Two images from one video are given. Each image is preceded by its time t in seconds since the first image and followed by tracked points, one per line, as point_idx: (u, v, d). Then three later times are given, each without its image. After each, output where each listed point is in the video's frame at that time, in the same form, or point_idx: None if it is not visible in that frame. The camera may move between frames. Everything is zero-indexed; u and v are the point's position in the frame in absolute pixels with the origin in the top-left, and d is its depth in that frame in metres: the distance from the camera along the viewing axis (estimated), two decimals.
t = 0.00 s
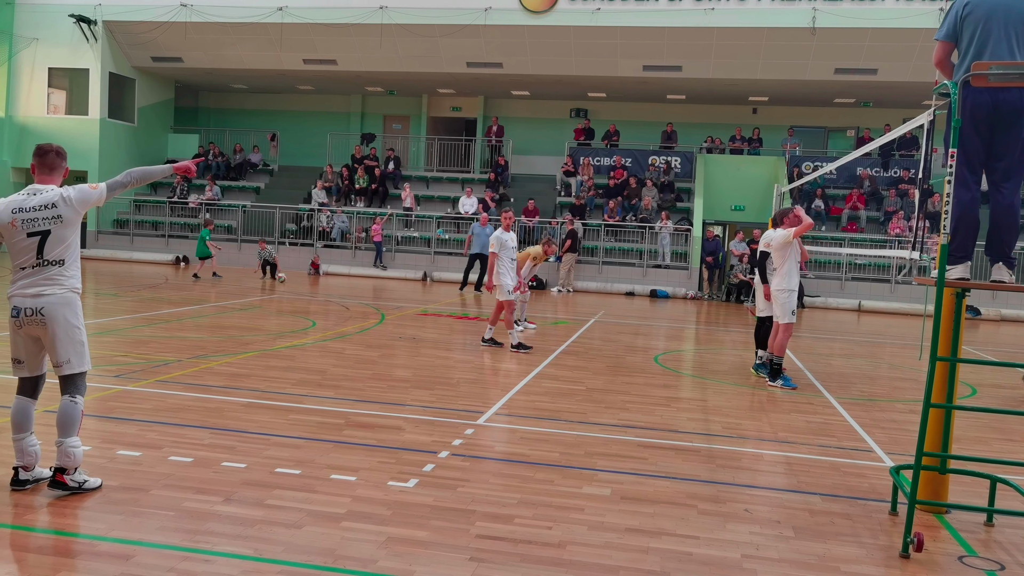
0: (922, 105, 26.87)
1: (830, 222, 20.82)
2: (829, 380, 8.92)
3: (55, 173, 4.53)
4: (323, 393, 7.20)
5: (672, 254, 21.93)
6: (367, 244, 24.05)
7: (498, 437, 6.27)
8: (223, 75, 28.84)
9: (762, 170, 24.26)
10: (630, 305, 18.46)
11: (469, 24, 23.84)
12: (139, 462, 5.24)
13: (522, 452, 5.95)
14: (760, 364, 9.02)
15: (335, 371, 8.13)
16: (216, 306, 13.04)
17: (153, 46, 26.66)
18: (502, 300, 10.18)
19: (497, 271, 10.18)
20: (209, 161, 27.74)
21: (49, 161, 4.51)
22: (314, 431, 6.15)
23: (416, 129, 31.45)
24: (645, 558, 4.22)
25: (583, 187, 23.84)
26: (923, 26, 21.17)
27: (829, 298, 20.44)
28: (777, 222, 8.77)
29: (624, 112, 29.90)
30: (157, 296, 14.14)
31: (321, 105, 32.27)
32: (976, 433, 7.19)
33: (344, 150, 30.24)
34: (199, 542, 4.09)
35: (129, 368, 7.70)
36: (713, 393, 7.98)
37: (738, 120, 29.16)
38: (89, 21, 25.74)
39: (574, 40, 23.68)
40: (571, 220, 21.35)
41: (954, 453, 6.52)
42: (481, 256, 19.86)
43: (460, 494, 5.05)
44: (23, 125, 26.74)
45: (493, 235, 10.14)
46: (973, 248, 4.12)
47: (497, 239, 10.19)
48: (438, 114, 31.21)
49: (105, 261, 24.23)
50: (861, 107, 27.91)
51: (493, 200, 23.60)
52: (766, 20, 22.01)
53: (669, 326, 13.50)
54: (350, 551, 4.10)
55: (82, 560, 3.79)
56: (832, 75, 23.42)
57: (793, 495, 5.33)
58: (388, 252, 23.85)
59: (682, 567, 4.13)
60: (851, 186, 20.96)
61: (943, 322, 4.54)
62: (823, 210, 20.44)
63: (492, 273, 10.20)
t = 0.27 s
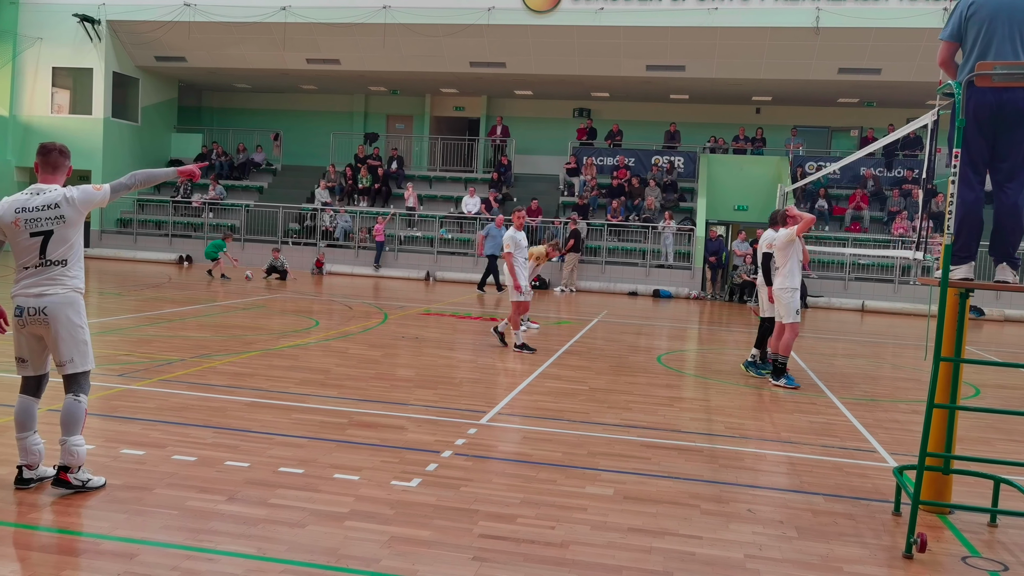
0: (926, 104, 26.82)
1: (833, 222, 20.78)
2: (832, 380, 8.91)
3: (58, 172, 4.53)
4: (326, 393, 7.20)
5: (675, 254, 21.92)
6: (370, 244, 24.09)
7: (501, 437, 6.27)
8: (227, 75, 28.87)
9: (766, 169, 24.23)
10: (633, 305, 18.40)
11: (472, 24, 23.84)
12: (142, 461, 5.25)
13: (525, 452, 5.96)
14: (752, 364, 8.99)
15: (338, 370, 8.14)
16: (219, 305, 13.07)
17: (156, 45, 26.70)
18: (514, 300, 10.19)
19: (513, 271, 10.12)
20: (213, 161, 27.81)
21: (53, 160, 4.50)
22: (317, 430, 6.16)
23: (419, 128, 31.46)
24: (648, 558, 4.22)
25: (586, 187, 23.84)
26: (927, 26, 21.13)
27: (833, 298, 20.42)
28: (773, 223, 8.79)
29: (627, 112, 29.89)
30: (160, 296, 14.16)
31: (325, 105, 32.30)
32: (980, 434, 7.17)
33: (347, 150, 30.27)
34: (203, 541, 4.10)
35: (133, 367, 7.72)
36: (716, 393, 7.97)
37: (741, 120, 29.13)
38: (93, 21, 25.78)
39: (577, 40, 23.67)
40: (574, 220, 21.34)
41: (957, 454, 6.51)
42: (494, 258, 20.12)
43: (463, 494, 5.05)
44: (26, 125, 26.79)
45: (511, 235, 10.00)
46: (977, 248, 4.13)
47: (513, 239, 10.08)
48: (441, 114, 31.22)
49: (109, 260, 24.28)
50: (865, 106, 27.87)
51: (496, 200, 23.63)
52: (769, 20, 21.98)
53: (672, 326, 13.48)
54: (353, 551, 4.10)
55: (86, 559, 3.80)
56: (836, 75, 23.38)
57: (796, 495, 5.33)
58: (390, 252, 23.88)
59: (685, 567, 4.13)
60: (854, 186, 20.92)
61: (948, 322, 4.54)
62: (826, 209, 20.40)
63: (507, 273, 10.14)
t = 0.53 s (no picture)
0: (930, 104, 26.78)
1: (836, 222, 20.75)
2: (836, 380, 8.90)
3: (62, 171, 4.53)
4: (329, 392, 7.20)
5: (678, 253, 21.92)
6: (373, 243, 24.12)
7: (504, 436, 6.27)
8: (230, 74, 28.88)
9: (769, 169, 24.21)
10: (637, 304, 18.27)
11: (476, 23, 23.83)
12: (145, 460, 5.26)
13: (528, 451, 5.96)
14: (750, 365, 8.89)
15: (341, 369, 8.14)
16: (223, 304, 13.08)
17: (160, 44, 26.72)
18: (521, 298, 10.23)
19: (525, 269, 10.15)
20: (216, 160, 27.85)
21: (55, 159, 4.49)
22: (320, 429, 6.16)
23: (422, 128, 31.47)
24: (651, 558, 4.22)
25: (589, 186, 23.84)
26: (931, 25, 21.10)
27: (836, 298, 20.39)
28: (772, 222, 8.82)
29: (630, 111, 29.87)
30: (163, 295, 14.17)
31: (328, 104, 32.31)
32: (984, 434, 7.15)
33: (350, 149, 30.27)
34: (206, 540, 4.10)
35: (136, 365, 7.73)
36: (719, 393, 7.96)
37: (745, 119, 29.10)
38: (96, 20, 25.79)
39: (581, 39, 23.66)
40: (577, 220, 21.32)
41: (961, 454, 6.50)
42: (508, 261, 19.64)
43: (466, 493, 5.05)
44: (30, 124, 26.83)
45: (522, 234, 9.95)
46: (981, 248, 4.10)
47: (523, 238, 10.03)
48: (445, 113, 31.22)
49: (112, 259, 24.31)
50: (869, 106, 27.83)
51: (499, 200, 23.65)
52: (773, 19, 21.96)
53: (675, 325, 13.47)
54: (357, 549, 4.10)
55: (90, 557, 3.80)
56: (840, 74, 23.35)
57: (799, 495, 5.32)
58: (393, 251, 23.91)
59: (688, 567, 4.12)
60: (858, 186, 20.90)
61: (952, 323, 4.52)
62: (830, 209, 20.37)
63: (519, 272, 10.13)
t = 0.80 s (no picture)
0: (936, 103, 26.72)
1: (842, 222, 20.70)
2: (841, 380, 8.88)
3: (65, 170, 4.51)
4: (334, 391, 7.21)
5: (683, 253, 21.89)
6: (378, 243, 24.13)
7: (509, 435, 6.27)
8: (236, 74, 28.90)
9: (775, 169, 24.19)
10: (642, 305, 18.21)
11: (481, 23, 23.84)
12: (151, 459, 5.27)
13: (533, 450, 5.95)
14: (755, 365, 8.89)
15: (346, 369, 8.15)
16: (228, 303, 13.10)
17: (166, 44, 26.77)
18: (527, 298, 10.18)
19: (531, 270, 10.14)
20: (221, 160, 27.91)
21: (61, 158, 4.46)
22: (325, 429, 6.17)
23: (427, 128, 31.48)
24: (657, 558, 4.21)
25: (594, 186, 23.83)
26: (937, 24, 21.04)
27: (842, 298, 20.34)
28: (774, 222, 8.81)
29: (635, 111, 29.84)
30: (169, 294, 14.19)
31: (333, 104, 32.35)
32: (990, 434, 7.13)
33: (355, 149, 30.31)
34: (212, 539, 4.11)
35: (142, 365, 7.75)
36: (724, 392, 7.95)
37: (750, 119, 29.07)
38: (102, 20, 25.86)
39: (586, 39, 23.65)
40: (582, 220, 21.31)
41: (967, 455, 6.49)
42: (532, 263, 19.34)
43: (471, 493, 5.06)
44: (36, 124, 26.92)
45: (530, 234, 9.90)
46: (988, 247, 4.09)
47: (530, 238, 9.99)
48: (449, 113, 31.23)
49: (118, 258, 24.36)
50: (875, 105, 27.76)
51: (504, 200, 23.64)
52: (779, 18, 21.92)
53: (680, 325, 13.44)
54: (362, 549, 4.11)
55: (96, 556, 3.81)
56: (846, 74, 23.30)
57: (805, 496, 5.31)
58: (397, 251, 23.93)
59: (694, 567, 4.12)
60: (864, 185, 20.85)
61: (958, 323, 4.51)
62: (836, 209, 20.31)
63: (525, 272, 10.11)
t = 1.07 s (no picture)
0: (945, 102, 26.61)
1: (851, 222, 20.60)
2: (850, 380, 8.86)
3: (63, 167, 4.47)
4: (342, 391, 7.23)
5: (691, 253, 21.87)
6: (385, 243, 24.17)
7: (516, 435, 6.28)
8: (244, 74, 28.97)
9: (783, 168, 24.15)
10: (649, 305, 18.18)
11: (489, 23, 23.85)
12: (160, 458, 5.29)
13: (541, 451, 5.95)
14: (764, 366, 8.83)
15: (354, 369, 8.16)
16: (236, 303, 13.14)
17: (174, 45, 26.86)
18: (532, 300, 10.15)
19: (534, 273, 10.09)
20: (230, 160, 28.00)
21: (65, 159, 4.48)
22: (333, 428, 6.18)
23: (435, 128, 31.51)
24: (664, 558, 4.21)
25: (602, 186, 23.81)
26: (947, 23, 20.94)
27: (851, 298, 20.28)
28: (782, 221, 8.71)
29: (643, 111, 29.80)
30: (178, 294, 14.24)
31: (341, 104, 32.41)
32: (1001, 435, 7.09)
33: (363, 149, 30.37)
34: (221, 538, 4.12)
35: (151, 364, 7.78)
36: (732, 393, 7.94)
37: (758, 119, 29.00)
38: (111, 21, 25.97)
39: (593, 39, 23.63)
40: (590, 220, 21.30)
41: (977, 455, 6.46)
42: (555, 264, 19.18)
43: (479, 493, 5.06)
44: (46, 124, 27.07)
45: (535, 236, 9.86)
46: (998, 248, 4.06)
47: (536, 240, 9.96)
48: (457, 113, 31.25)
49: (126, 258, 24.47)
50: (884, 105, 27.65)
51: (512, 200, 23.64)
52: (787, 18, 21.86)
53: (688, 325, 13.41)
54: (370, 549, 4.11)
55: (106, 555, 3.83)
56: (854, 73, 23.23)
57: (814, 496, 5.29)
58: (405, 250, 24.00)
59: (701, 567, 4.11)
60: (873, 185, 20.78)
61: (968, 324, 4.49)
62: (845, 209, 20.22)
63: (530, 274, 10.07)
